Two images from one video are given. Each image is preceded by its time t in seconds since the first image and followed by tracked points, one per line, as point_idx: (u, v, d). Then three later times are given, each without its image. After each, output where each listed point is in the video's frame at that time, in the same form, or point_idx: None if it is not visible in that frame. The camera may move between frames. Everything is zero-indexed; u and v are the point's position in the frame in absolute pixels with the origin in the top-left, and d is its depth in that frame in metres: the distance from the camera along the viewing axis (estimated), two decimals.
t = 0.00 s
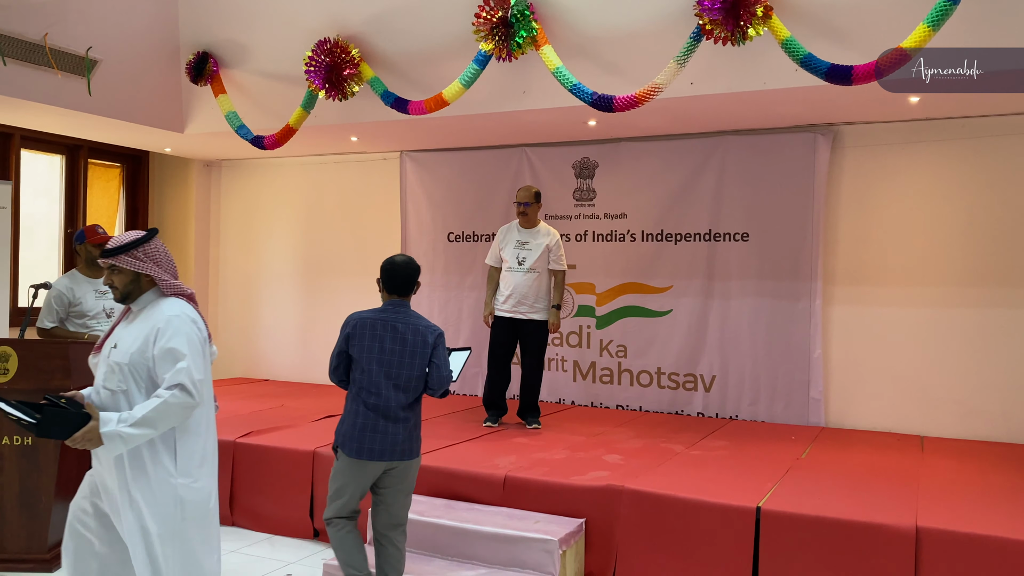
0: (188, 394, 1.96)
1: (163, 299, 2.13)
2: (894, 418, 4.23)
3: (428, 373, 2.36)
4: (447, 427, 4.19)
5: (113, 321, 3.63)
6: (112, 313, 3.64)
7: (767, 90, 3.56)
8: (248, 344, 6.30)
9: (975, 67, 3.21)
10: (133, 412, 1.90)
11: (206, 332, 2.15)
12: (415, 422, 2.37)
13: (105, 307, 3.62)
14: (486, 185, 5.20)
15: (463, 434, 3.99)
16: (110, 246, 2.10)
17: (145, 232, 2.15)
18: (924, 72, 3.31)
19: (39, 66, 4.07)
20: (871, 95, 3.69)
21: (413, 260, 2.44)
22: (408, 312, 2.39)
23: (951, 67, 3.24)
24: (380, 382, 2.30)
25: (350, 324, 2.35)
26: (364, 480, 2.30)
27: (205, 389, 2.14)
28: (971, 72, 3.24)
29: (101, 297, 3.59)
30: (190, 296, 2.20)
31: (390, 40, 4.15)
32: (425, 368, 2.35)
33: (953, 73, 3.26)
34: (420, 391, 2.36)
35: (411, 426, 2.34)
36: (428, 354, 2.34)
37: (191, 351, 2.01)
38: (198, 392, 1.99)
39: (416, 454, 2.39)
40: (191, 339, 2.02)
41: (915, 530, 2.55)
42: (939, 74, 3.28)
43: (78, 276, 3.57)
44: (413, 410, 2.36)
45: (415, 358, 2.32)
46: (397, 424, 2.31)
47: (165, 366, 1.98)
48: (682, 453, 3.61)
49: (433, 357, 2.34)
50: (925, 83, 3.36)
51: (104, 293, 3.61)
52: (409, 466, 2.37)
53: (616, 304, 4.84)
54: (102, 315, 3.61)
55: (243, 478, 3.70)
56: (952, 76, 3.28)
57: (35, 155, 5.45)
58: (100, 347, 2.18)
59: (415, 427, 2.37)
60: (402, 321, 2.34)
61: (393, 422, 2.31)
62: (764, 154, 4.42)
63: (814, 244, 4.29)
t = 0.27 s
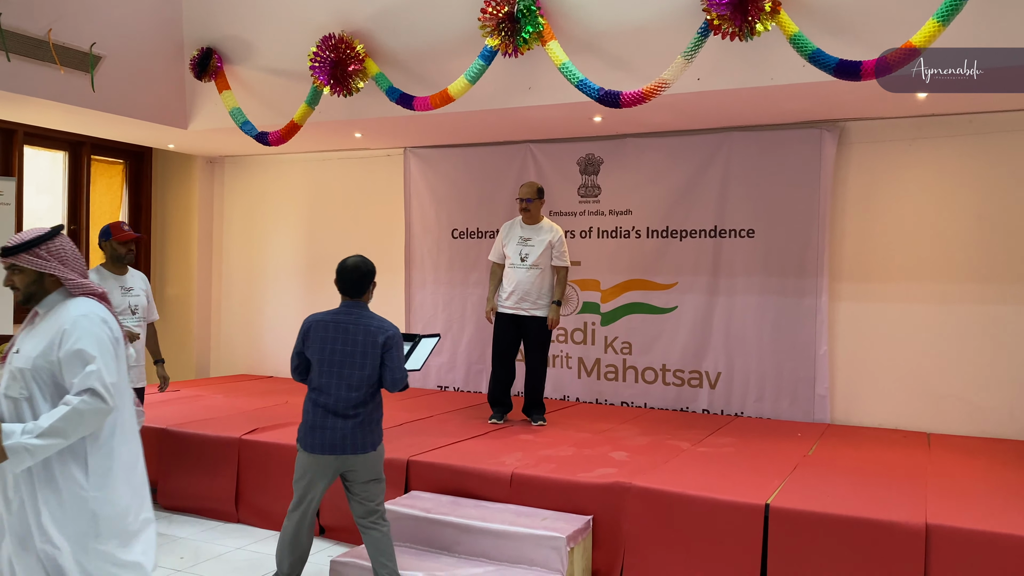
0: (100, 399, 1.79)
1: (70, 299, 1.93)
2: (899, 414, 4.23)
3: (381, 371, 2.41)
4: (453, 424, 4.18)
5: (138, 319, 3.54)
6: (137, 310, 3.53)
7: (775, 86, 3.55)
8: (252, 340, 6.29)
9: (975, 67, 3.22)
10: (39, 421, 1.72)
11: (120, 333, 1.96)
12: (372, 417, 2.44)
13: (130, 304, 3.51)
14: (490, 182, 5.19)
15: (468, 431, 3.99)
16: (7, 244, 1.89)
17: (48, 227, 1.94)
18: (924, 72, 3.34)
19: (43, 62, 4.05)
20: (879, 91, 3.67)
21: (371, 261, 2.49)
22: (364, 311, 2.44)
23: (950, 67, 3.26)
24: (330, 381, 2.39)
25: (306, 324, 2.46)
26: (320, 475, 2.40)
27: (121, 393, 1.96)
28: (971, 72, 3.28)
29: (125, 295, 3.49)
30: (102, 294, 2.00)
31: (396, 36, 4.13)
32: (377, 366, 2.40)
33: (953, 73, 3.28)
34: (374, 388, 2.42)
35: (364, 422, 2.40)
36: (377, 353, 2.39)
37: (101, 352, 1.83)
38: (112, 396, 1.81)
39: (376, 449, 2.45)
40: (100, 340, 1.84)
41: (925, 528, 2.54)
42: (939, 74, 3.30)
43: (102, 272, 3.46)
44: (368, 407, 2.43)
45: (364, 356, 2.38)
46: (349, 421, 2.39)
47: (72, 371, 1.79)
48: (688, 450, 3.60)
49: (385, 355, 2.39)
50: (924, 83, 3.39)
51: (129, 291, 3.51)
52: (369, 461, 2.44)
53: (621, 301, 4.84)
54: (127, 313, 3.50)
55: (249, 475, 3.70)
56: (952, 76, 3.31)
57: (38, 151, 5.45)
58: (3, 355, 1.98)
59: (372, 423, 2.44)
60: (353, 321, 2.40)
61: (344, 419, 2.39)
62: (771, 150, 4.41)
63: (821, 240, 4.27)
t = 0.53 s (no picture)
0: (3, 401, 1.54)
1: None
2: (901, 410, 4.23)
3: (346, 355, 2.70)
4: (455, 419, 4.18)
5: (156, 317, 3.50)
6: (155, 309, 3.50)
7: (778, 81, 3.54)
8: (252, 336, 6.29)
9: (974, 67, 3.25)
10: None
11: (32, 323, 1.69)
12: (340, 399, 2.72)
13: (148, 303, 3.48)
14: (491, 177, 5.18)
15: (470, 427, 3.98)
16: None
17: None
18: (924, 72, 3.38)
19: (43, 57, 4.04)
20: (882, 86, 3.66)
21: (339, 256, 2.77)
22: (332, 302, 2.74)
23: (951, 67, 3.29)
24: (299, 366, 2.70)
25: (278, 314, 2.78)
26: (292, 450, 2.71)
27: (29, 388, 1.70)
28: (970, 73, 3.36)
29: (144, 293, 3.46)
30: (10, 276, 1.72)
31: (397, 31, 4.12)
32: (343, 351, 2.69)
33: (953, 73, 3.32)
34: (341, 371, 2.72)
35: (331, 403, 2.69)
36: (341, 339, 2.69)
37: (8, 345, 1.57)
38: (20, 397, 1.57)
39: (344, 428, 2.74)
40: (7, 332, 1.57)
41: (928, 523, 2.53)
42: (938, 74, 3.34)
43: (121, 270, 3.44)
44: (336, 389, 2.72)
45: (329, 342, 2.68)
46: (317, 402, 2.69)
47: None
48: (691, 445, 3.60)
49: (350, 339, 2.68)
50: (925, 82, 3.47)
51: (147, 289, 3.48)
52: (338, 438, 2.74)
53: (622, 296, 4.83)
54: (146, 311, 3.46)
55: (250, 471, 3.69)
56: (952, 75, 3.36)
57: (38, 146, 5.43)
58: None
59: (340, 403, 2.73)
60: (320, 310, 2.70)
61: (311, 401, 2.69)
62: (773, 145, 4.40)
63: (823, 235, 4.27)
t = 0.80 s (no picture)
0: None
1: None
2: (899, 405, 4.24)
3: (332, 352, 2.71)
4: (453, 415, 4.18)
5: (173, 312, 3.51)
6: (172, 304, 3.49)
7: (777, 76, 3.54)
8: (250, 332, 6.28)
9: (973, 68, 3.28)
10: None
11: None
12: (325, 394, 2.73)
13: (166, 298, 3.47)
14: (490, 173, 5.18)
15: (469, 422, 3.98)
16: None
17: None
18: (924, 71, 3.40)
19: (41, 52, 4.02)
20: (881, 82, 3.66)
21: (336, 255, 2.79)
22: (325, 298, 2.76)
23: (950, 67, 3.33)
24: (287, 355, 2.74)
25: (274, 307, 2.82)
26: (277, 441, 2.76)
27: None
28: (970, 73, 3.40)
29: (161, 288, 3.45)
30: None
31: (396, 26, 4.11)
32: (329, 349, 2.70)
33: (953, 73, 3.36)
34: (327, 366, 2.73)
35: (313, 397, 2.70)
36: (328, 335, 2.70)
37: None
38: None
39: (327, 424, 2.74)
40: None
41: (927, 518, 2.54)
42: (937, 74, 3.38)
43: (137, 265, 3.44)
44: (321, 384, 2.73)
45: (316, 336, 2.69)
46: (300, 395, 2.71)
47: None
48: (689, 440, 3.60)
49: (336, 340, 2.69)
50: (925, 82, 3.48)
51: (162, 284, 3.47)
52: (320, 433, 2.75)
53: (621, 292, 4.83)
54: (164, 306, 3.46)
55: (249, 467, 3.69)
56: (952, 76, 3.40)
57: (35, 142, 5.41)
58: None
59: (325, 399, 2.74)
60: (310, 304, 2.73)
61: (295, 394, 2.72)
62: (772, 141, 4.39)
63: (821, 231, 4.27)
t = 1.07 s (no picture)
0: None
1: None
2: (894, 402, 4.26)
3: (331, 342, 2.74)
4: (450, 412, 4.18)
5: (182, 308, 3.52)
6: (180, 300, 3.50)
7: (773, 73, 3.53)
8: (246, 330, 6.28)
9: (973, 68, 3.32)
10: None
11: None
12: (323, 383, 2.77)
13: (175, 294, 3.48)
14: (486, 170, 5.17)
15: (466, 419, 3.99)
16: None
17: None
18: (923, 71, 3.44)
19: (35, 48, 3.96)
20: (876, 79, 3.67)
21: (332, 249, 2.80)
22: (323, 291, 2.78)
23: (950, 67, 3.38)
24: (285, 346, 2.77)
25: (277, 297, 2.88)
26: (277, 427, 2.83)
27: None
28: (970, 73, 3.46)
29: (170, 284, 3.46)
30: None
31: (391, 23, 4.10)
32: (324, 340, 2.73)
33: (952, 72, 3.40)
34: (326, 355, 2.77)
35: (308, 387, 2.74)
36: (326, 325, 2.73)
37: None
38: None
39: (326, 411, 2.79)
40: None
41: (922, 514, 2.55)
42: (937, 74, 3.42)
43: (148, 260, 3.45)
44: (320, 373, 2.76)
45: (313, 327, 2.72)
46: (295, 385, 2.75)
47: None
48: (685, 437, 3.61)
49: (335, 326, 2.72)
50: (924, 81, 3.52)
51: (171, 280, 3.47)
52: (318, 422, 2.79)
53: (618, 289, 4.84)
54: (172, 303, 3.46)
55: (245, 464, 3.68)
56: (952, 76, 3.44)
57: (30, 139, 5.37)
58: None
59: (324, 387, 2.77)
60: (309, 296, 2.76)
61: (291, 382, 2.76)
62: (767, 138, 4.40)
63: (817, 227, 4.28)
